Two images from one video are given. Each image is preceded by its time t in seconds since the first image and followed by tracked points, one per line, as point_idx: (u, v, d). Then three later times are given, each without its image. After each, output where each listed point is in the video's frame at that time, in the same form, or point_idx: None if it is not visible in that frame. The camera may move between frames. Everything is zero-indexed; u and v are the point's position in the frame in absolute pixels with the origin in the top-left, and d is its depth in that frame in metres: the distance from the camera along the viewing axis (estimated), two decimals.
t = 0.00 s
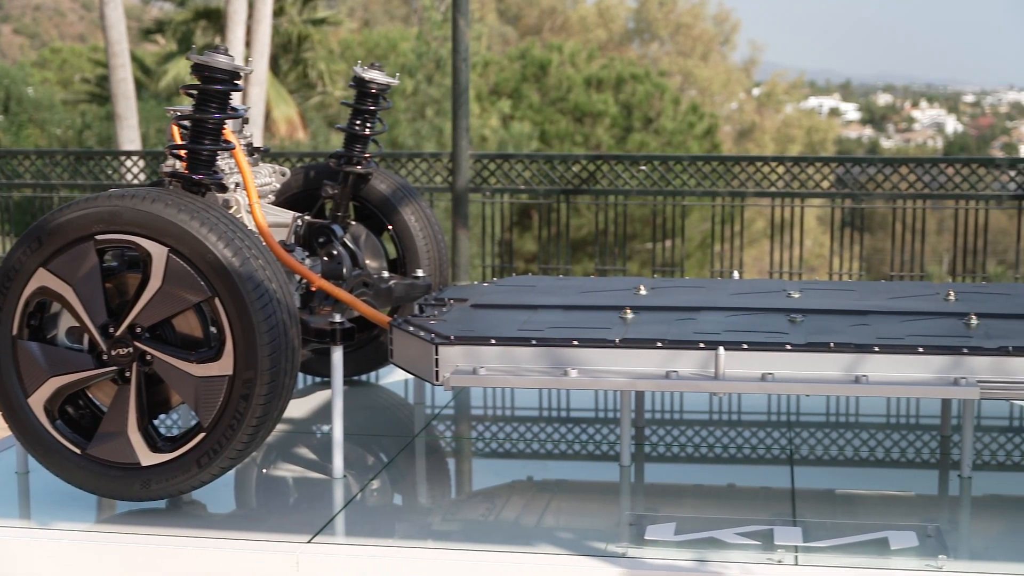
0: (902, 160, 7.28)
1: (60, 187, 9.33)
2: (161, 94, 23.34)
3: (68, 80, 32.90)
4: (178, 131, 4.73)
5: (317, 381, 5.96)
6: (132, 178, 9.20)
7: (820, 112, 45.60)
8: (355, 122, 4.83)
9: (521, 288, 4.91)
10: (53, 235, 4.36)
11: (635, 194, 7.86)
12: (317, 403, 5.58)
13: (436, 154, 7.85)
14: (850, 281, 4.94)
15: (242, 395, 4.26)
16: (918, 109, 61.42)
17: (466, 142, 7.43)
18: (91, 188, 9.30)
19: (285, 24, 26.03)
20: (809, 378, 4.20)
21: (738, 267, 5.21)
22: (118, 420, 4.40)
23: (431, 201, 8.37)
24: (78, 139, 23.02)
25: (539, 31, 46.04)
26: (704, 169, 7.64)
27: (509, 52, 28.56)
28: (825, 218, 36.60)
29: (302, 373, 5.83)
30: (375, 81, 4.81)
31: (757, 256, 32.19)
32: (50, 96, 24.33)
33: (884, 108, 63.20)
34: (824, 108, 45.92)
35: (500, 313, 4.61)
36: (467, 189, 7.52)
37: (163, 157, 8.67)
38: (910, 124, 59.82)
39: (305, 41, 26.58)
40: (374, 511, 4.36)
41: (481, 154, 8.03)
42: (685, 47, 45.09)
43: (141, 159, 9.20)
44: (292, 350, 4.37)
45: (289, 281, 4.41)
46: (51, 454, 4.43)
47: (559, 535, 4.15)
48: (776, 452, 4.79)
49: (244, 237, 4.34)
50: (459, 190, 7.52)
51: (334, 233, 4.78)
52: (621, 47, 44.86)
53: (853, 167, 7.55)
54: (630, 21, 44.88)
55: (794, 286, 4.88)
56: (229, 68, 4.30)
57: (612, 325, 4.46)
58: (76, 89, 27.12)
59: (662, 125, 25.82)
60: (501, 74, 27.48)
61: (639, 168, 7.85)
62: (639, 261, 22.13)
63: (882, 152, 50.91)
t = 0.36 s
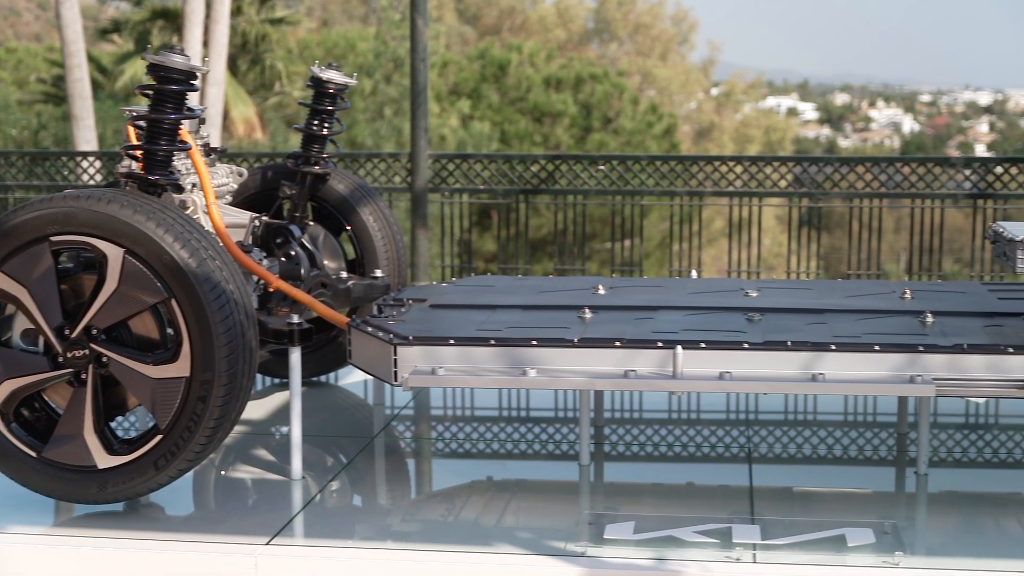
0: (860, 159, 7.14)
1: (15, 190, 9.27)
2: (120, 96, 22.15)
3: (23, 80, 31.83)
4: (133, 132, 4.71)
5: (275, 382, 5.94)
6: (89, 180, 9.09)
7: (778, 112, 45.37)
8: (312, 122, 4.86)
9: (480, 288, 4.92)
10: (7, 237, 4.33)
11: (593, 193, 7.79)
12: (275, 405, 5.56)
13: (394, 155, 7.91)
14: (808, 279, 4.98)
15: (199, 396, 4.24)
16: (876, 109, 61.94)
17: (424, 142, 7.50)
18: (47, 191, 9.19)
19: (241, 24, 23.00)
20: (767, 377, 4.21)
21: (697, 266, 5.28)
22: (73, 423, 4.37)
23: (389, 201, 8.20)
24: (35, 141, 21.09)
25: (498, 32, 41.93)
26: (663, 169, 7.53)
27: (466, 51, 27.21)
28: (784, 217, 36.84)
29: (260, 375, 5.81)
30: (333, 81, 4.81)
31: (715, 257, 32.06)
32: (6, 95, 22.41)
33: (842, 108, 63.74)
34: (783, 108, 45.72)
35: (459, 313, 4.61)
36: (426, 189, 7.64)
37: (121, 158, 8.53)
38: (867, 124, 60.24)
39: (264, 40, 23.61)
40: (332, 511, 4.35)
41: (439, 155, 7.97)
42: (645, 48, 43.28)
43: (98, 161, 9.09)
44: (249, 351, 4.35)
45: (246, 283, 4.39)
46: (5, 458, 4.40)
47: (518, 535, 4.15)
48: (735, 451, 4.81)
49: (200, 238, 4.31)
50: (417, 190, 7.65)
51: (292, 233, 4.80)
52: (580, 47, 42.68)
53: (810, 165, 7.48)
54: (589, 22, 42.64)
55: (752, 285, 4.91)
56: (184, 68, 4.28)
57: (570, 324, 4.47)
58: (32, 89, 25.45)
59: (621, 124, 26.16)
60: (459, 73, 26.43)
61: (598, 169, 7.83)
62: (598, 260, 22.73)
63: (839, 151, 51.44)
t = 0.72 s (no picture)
0: (815, 158, 7.17)
1: None
2: (74, 96, 21.67)
3: None
4: (86, 133, 4.69)
5: (232, 383, 5.91)
6: (43, 182, 9.01)
7: (734, 112, 44.75)
8: (268, 122, 4.85)
9: (437, 288, 4.92)
10: None
11: (551, 193, 7.66)
12: (231, 407, 5.53)
13: (351, 155, 7.97)
14: (764, 278, 5.02)
15: (154, 398, 4.21)
16: (830, 109, 62.06)
17: (381, 142, 7.41)
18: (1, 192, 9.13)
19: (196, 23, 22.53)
20: (723, 376, 4.23)
21: (653, 266, 5.29)
22: (27, 425, 4.33)
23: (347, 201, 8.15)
24: None
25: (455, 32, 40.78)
26: (620, 169, 7.52)
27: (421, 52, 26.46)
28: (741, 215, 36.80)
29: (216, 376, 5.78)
30: (288, 81, 4.81)
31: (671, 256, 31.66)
32: None
33: (797, 107, 63.79)
34: (740, 108, 45.48)
35: (416, 314, 4.62)
36: (383, 188, 7.52)
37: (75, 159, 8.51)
38: (822, 123, 60.35)
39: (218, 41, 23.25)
40: (290, 514, 4.33)
41: (396, 154, 7.91)
42: (602, 48, 42.26)
43: (51, 162, 8.98)
44: (205, 352, 4.33)
45: (201, 284, 4.37)
46: None
47: (475, 535, 4.15)
48: (692, 449, 4.82)
49: (154, 238, 4.29)
50: (374, 190, 7.53)
51: (248, 234, 4.75)
52: (537, 47, 41.72)
53: (766, 164, 7.49)
54: (546, 22, 41.69)
55: (708, 285, 4.94)
56: (138, 68, 4.26)
57: (528, 325, 4.48)
58: None
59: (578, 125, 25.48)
60: (416, 73, 25.77)
61: (554, 168, 7.77)
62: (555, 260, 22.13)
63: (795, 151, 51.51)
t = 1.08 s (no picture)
0: (768, 158, 7.18)
1: None
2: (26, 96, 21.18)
3: None
4: (36, 133, 4.66)
5: (186, 386, 5.88)
6: None
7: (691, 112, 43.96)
8: (222, 122, 4.84)
9: (392, 288, 4.92)
10: None
11: (506, 193, 7.63)
12: (186, 409, 5.51)
13: (305, 156, 7.96)
14: (719, 277, 5.03)
15: (107, 401, 4.18)
16: (786, 110, 62.24)
17: (335, 141, 7.40)
18: None
19: (150, 23, 21.47)
20: (679, 375, 4.23)
21: (607, 265, 5.30)
22: None
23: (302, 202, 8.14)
24: None
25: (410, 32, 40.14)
26: (575, 168, 7.49)
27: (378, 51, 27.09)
28: (698, 215, 36.52)
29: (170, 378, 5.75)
30: (242, 81, 4.78)
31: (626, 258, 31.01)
32: None
33: (752, 108, 63.95)
34: (696, 108, 44.66)
35: (372, 314, 4.61)
36: (338, 189, 7.53)
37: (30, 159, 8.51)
38: (778, 123, 60.48)
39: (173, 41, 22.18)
40: (245, 516, 4.31)
41: (350, 155, 7.88)
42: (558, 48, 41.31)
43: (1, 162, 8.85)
44: (158, 355, 4.30)
45: (155, 285, 4.34)
46: None
47: (431, 535, 4.14)
48: (648, 448, 4.83)
49: (107, 239, 4.26)
50: (330, 190, 7.53)
51: (201, 235, 4.76)
52: (493, 47, 40.58)
53: (721, 164, 7.51)
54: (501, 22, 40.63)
55: (664, 283, 4.96)
56: (90, 68, 4.23)
57: (483, 324, 4.48)
58: None
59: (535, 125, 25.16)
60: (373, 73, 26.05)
61: (510, 168, 7.75)
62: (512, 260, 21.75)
63: (751, 151, 51.44)
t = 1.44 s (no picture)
0: (727, 158, 7.21)
1: None
2: None
3: None
4: None
5: (142, 387, 5.85)
6: None
7: (649, 111, 42.82)
8: (177, 123, 4.83)
9: (349, 289, 4.91)
10: None
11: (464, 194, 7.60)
12: (141, 411, 5.47)
13: (261, 156, 7.99)
14: (675, 276, 5.04)
15: (61, 404, 4.14)
16: (743, 109, 62.00)
17: (292, 142, 7.45)
18: None
19: (105, 23, 21.02)
20: (635, 375, 4.24)
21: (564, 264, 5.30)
22: None
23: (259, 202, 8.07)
24: None
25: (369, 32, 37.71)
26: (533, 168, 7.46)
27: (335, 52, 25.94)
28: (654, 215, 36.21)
29: (126, 380, 5.71)
30: (197, 81, 4.79)
31: (582, 258, 30.27)
32: None
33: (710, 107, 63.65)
34: (653, 107, 44.27)
35: (329, 315, 4.59)
36: (294, 189, 7.57)
37: None
38: (735, 123, 60.24)
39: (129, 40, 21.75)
40: (203, 518, 4.28)
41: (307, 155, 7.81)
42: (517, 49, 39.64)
43: None
44: (113, 356, 4.27)
45: (109, 287, 4.31)
46: None
47: (389, 536, 4.13)
48: (606, 447, 4.84)
49: (60, 241, 4.22)
50: (286, 191, 7.57)
51: (157, 236, 4.71)
52: (451, 47, 38.68)
53: (678, 165, 7.56)
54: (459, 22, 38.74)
55: (621, 282, 4.97)
56: (42, 68, 4.19)
57: (440, 324, 4.47)
58: None
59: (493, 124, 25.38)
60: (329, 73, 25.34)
61: (468, 168, 7.71)
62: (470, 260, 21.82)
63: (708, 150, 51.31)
